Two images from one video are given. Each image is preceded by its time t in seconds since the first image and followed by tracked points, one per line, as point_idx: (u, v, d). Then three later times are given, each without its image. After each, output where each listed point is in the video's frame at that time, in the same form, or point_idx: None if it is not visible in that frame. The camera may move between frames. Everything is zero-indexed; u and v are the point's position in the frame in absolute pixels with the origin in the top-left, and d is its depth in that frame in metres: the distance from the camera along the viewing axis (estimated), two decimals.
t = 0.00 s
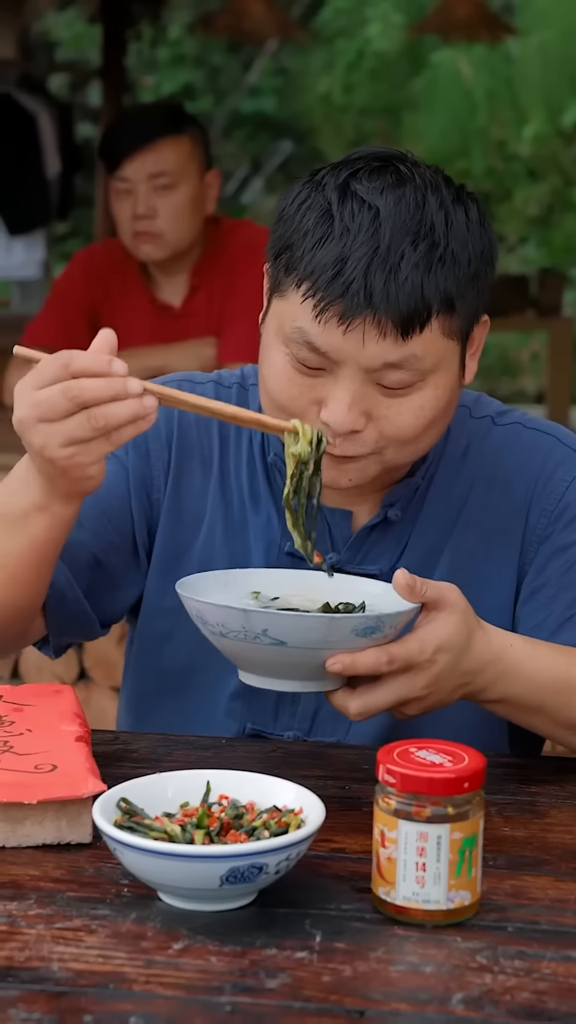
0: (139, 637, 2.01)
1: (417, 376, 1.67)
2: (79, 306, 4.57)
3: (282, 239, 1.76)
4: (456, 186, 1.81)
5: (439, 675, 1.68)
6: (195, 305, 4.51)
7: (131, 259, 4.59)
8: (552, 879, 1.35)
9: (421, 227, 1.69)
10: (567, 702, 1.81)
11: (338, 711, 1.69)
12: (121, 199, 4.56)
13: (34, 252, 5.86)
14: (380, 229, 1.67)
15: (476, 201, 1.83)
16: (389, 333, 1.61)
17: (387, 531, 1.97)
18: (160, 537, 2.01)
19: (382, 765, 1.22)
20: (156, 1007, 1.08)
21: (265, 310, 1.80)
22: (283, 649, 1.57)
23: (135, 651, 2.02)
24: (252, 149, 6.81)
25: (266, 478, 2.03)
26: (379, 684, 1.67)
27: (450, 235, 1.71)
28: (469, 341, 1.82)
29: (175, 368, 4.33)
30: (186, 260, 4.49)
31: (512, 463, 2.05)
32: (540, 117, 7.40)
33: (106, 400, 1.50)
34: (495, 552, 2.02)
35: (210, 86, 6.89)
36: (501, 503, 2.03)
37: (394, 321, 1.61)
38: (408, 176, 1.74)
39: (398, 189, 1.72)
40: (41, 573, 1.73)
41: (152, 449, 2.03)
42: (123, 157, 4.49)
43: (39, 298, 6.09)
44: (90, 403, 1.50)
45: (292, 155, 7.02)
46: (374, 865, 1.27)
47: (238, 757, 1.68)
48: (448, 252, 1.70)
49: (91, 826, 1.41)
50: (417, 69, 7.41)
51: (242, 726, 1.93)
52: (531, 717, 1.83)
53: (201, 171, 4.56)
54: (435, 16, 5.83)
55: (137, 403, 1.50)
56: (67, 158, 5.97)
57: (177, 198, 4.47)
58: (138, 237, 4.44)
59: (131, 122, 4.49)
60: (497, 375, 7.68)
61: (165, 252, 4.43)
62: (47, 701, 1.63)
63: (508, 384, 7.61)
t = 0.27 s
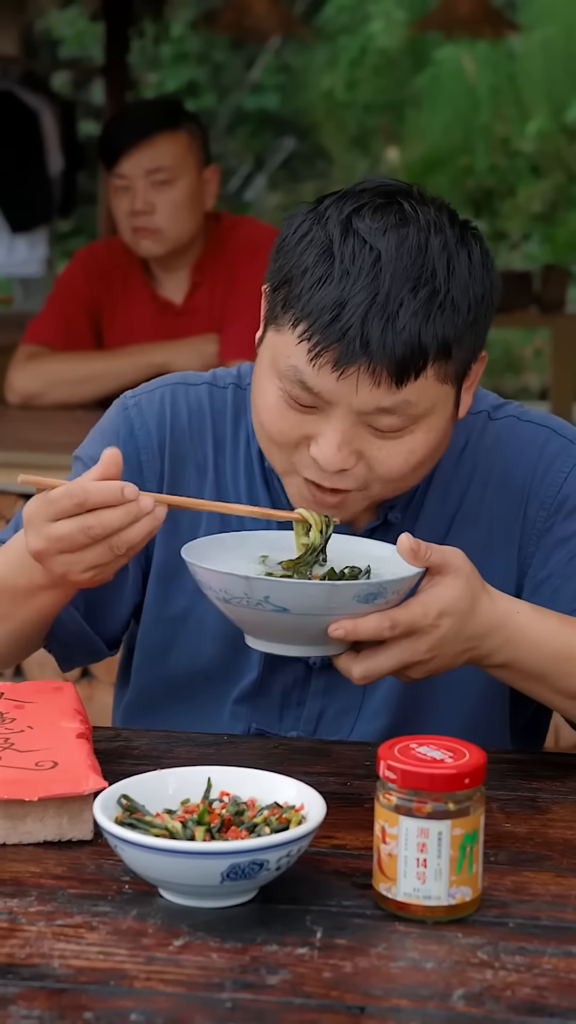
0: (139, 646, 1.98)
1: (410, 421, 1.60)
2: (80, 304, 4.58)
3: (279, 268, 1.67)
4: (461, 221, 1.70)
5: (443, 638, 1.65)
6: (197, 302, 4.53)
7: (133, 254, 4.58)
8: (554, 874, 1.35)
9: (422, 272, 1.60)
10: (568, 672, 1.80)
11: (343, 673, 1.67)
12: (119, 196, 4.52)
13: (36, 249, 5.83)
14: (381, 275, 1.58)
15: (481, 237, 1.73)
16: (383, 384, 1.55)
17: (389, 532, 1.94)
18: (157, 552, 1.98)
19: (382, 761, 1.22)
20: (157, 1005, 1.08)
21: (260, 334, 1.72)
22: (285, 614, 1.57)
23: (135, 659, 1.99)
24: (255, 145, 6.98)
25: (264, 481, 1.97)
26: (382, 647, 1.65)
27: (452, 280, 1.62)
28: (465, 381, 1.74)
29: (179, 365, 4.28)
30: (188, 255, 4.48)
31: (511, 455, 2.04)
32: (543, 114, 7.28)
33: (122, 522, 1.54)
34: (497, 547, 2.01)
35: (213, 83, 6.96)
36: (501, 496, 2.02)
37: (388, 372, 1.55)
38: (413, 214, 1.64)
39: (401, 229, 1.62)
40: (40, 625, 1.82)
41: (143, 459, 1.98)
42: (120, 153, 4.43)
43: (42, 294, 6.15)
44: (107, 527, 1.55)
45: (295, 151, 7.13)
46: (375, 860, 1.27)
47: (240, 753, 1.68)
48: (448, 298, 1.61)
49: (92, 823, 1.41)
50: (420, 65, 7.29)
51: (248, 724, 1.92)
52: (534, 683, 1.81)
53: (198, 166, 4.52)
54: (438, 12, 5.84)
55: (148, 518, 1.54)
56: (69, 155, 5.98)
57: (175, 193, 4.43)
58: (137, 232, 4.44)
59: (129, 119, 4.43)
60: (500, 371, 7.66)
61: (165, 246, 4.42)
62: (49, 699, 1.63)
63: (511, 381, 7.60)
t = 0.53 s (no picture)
0: (134, 645, 1.98)
1: (402, 431, 1.61)
2: (78, 298, 4.56)
3: (290, 263, 1.66)
4: (476, 236, 1.70)
5: (436, 621, 1.65)
6: (193, 296, 4.52)
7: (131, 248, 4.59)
8: (552, 868, 1.35)
9: (435, 283, 1.60)
10: (563, 658, 1.80)
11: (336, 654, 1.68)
12: (113, 185, 4.57)
13: (36, 245, 5.82)
14: (393, 282, 1.57)
15: (494, 256, 1.73)
16: (383, 392, 1.55)
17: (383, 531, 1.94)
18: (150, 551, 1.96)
19: (380, 757, 1.22)
20: (155, 1000, 1.08)
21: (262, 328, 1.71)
22: (276, 595, 1.57)
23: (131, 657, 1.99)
24: (255, 142, 7.01)
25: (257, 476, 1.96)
26: (375, 628, 1.65)
27: (462, 294, 1.62)
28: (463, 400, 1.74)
29: (178, 361, 4.30)
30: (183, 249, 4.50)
31: (505, 451, 2.03)
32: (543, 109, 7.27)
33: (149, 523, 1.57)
34: (491, 543, 2.01)
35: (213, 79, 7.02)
36: (494, 493, 2.01)
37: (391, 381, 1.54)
38: (430, 223, 1.64)
39: (418, 238, 1.61)
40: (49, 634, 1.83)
41: (135, 459, 1.99)
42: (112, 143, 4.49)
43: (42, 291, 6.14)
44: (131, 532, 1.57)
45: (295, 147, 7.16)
46: (374, 855, 1.27)
47: (240, 748, 1.68)
48: (458, 311, 1.61)
49: (91, 819, 1.41)
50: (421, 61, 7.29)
51: (244, 723, 1.93)
52: (529, 669, 1.81)
53: (192, 158, 4.55)
54: (438, 7, 5.84)
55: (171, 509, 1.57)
56: (70, 151, 5.98)
57: (167, 182, 4.47)
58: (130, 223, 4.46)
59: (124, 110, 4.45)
60: (501, 367, 7.66)
61: (159, 238, 4.44)
62: (48, 695, 1.63)
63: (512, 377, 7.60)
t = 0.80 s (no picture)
0: (138, 643, 1.98)
1: (404, 444, 1.61)
2: (77, 293, 4.57)
3: (290, 277, 1.65)
4: (477, 242, 1.69)
5: (442, 622, 1.65)
6: (192, 290, 4.51)
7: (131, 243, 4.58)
8: (556, 864, 1.35)
9: (437, 297, 1.58)
10: (566, 658, 1.80)
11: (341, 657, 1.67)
12: (106, 176, 4.60)
13: (38, 242, 5.86)
14: (394, 298, 1.56)
15: (495, 263, 1.72)
16: (387, 410, 1.55)
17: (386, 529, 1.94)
18: (153, 548, 1.97)
19: (385, 752, 1.22)
20: (160, 996, 1.08)
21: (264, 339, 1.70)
22: (281, 598, 1.57)
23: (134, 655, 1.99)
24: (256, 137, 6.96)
25: (259, 471, 1.96)
26: (379, 631, 1.65)
27: (464, 306, 1.61)
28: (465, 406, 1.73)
29: (179, 357, 4.30)
30: (182, 243, 4.48)
31: (509, 447, 2.03)
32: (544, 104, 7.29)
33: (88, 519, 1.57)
34: (495, 539, 2.01)
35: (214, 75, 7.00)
36: (498, 489, 2.01)
37: (393, 398, 1.54)
38: (430, 236, 1.63)
39: (417, 251, 1.60)
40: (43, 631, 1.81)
41: (134, 458, 1.98)
42: (105, 129, 4.51)
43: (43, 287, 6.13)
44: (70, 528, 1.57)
45: (296, 141, 7.08)
46: (378, 851, 1.27)
47: (243, 745, 1.68)
48: (459, 325, 1.60)
49: (95, 815, 1.41)
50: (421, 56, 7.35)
51: (247, 718, 1.92)
52: (533, 671, 1.81)
53: (186, 146, 4.56)
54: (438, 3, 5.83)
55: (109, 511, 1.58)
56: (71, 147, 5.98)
57: (160, 170, 4.49)
58: (123, 209, 4.50)
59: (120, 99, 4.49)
60: (502, 363, 7.65)
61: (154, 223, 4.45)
62: (51, 691, 1.63)
63: (514, 373, 7.59)
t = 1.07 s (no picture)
0: (141, 639, 1.98)
1: (400, 438, 1.59)
2: (79, 292, 4.57)
3: (263, 291, 1.66)
4: (442, 230, 1.68)
5: (439, 627, 1.65)
6: (194, 289, 4.52)
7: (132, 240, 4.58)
8: (561, 862, 1.34)
9: (405, 290, 1.58)
10: (567, 661, 1.79)
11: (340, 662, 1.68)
12: (107, 175, 4.57)
13: (40, 239, 5.88)
14: (362, 298, 1.56)
15: (464, 245, 1.71)
16: (371, 408, 1.54)
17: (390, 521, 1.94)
18: (156, 543, 1.97)
19: (390, 751, 1.22)
20: (166, 995, 1.08)
21: (251, 358, 1.71)
22: (277, 605, 1.57)
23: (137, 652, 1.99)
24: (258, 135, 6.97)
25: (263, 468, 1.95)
26: (377, 636, 1.65)
27: (434, 294, 1.60)
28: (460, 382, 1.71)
29: (182, 355, 4.29)
30: (184, 241, 4.48)
31: (513, 446, 2.03)
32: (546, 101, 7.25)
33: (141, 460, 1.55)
34: (499, 537, 2.01)
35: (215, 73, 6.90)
36: (502, 488, 2.01)
37: (376, 395, 1.53)
38: (391, 229, 1.63)
39: (381, 246, 1.60)
40: (44, 609, 1.81)
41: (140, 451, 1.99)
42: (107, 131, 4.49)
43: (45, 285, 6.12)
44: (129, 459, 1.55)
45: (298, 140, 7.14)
46: (384, 850, 1.27)
47: (247, 743, 1.68)
48: (433, 314, 1.59)
49: (100, 813, 1.41)
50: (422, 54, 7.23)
51: (250, 717, 1.92)
52: (534, 674, 1.81)
53: (187, 145, 4.54)
54: None
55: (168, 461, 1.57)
56: (72, 144, 5.97)
57: (162, 170, 4.47)
58: (126, 209, 4.47)
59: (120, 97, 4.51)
60: (504, 360, 7.65)
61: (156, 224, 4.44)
62: (57, 688, 1.63)
63: (516, 370, 7.59)
